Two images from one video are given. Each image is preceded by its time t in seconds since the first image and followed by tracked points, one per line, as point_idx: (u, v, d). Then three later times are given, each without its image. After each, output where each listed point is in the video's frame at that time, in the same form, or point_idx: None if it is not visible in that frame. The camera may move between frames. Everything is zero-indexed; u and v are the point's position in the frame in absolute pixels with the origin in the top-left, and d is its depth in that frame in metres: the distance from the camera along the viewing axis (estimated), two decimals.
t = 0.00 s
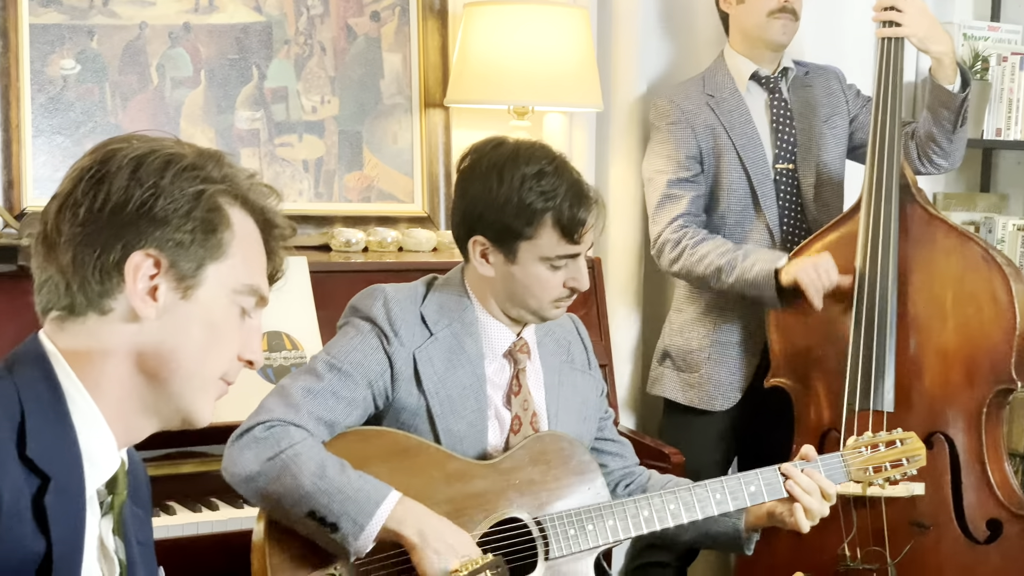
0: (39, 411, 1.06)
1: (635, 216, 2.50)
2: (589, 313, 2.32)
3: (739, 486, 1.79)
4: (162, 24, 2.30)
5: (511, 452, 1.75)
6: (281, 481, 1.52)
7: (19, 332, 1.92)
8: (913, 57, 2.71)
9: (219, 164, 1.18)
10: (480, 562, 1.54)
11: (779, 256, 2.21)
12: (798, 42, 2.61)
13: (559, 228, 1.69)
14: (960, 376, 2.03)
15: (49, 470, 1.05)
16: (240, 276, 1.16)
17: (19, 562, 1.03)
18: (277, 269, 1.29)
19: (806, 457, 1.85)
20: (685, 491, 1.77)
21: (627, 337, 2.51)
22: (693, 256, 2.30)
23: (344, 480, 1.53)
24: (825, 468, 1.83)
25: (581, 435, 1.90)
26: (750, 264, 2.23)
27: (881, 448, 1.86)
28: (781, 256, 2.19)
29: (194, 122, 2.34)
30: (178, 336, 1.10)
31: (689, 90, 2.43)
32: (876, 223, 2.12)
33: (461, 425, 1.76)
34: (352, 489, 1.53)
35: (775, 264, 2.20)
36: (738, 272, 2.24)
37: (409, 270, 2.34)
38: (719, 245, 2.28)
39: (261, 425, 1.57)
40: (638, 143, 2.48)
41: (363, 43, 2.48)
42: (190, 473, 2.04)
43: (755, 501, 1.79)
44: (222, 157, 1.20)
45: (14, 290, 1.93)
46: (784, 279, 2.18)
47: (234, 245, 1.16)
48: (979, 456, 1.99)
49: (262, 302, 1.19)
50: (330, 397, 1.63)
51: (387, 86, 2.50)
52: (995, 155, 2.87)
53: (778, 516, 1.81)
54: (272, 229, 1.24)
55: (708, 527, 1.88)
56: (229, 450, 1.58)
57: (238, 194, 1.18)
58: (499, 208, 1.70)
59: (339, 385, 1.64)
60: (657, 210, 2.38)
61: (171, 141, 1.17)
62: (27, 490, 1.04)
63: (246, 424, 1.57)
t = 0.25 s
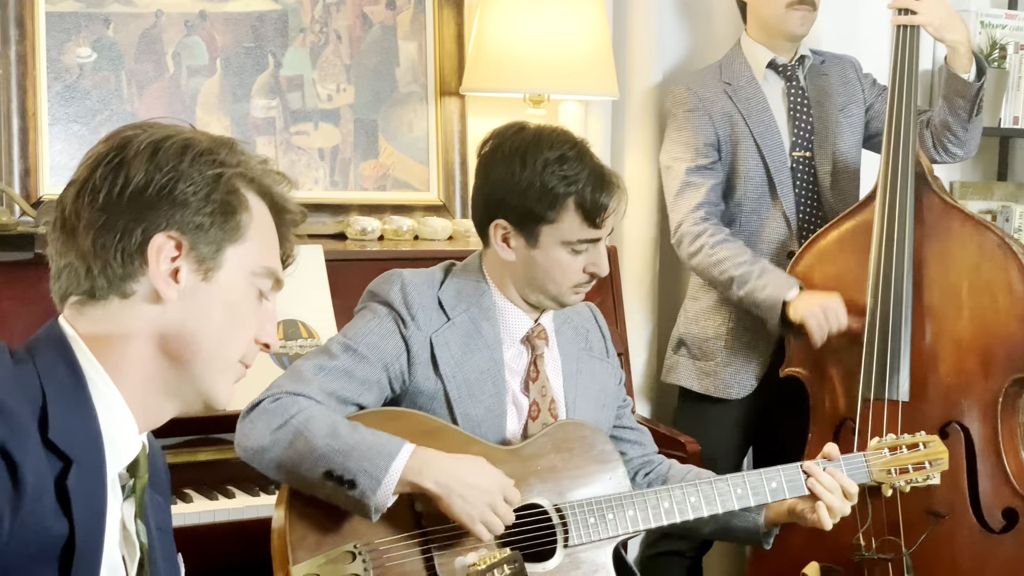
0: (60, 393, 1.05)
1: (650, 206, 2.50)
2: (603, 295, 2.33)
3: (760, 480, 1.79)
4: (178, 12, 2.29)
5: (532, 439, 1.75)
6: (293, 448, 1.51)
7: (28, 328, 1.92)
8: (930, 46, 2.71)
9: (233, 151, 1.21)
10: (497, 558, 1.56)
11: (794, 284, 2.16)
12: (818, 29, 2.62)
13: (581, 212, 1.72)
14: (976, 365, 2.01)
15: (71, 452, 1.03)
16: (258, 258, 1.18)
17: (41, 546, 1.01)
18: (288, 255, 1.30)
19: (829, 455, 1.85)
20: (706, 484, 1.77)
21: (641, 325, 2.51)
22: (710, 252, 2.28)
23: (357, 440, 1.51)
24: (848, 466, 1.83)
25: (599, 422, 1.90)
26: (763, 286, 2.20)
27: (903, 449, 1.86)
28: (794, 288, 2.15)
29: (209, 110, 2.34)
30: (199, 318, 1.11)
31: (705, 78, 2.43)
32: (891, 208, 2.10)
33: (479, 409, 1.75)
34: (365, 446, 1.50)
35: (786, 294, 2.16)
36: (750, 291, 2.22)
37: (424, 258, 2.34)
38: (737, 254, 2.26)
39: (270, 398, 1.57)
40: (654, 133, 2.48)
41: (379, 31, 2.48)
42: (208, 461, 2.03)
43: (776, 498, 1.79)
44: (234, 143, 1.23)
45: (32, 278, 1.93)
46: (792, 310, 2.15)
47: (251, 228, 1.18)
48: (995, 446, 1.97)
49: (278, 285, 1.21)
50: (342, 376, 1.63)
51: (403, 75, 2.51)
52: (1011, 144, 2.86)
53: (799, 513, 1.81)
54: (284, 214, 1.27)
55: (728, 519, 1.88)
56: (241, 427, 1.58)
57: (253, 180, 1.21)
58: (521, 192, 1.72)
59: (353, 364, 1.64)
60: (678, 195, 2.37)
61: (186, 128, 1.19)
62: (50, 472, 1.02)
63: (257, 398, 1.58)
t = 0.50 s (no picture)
0: (57, 383, 1.02)
1: (665, 195, 2.50)
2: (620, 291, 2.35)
3: (775, 469, 1.78)
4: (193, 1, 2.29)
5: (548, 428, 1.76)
6: (308, 453, 1.53)
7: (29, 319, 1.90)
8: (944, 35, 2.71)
9: (216, 122, 1.18)
10: (509, 525, 1.46)
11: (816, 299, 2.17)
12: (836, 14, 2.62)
13: (600, 198, 1.72)
14: (990, 356, 2.00)
15: (71, 441, 1.01)
16: (248, 234, 1.17)
17: (43, 539, 0.99)
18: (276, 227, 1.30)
19: (844, 443, 1.84)
20: (721, 472, 1.76)
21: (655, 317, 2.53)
22: (739, 245, 2.29)
23: (370, 455, 1.53)
24: (862, 453, 1.83)
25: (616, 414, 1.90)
26: (783, 292, 2.22)
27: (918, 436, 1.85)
28: (814, 303, 2.16)
29: (224, 99, 2.33)
30: (195, 300, 1.10)
31: (723, 66, 2.42)
32: (906, 196, 2.07)
33: (496, 401, 1.76)
34: (377, 464, 1.52)
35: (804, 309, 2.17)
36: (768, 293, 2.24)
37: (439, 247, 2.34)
38: (764, 250, 2.26)
39: (291, 394, 1.56)
40: (670, 119, 2.48)
41: (393, 20, 2.49)
42: (221, 450, 2.04)
43: (792, 485, 1.79)
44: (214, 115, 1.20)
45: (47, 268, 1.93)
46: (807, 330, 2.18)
47: (240, 204, 1.17)
48: (1010, 436, 1.96)
49: (268, 260, 1.20)
50: (361, 370, 1.63)
51: (418, 63, 2.51)
52: None
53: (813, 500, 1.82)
54: (270, 185, 1.25)
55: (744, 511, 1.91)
56: (259, 416, 1.59)
57: (240, 155, 1.19)
58: (540, 180, 1.72)
59: (372, 359, 1.64)
60: (706, 177, 2.36)
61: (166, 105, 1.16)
62: (49, 462, 1.00)
63: (277, 393, 1.57)
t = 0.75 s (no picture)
0: (43, 382, 1.07)
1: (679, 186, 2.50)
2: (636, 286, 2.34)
3: (789, 457, 1.77)
4: None
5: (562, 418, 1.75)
6: (328, 443, 1.53)
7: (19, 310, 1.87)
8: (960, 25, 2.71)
9: (198, 102, 1.17)
10: (519, 494, 1.42)
11: (847, 250, 2.12)
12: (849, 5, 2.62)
13: (617, 210, 1.68)
14: (1005, 346, 1.99)
15: (58, 439, 1.05)
16: (235, 218, 1.17)
17: (34, 538, 1.03)
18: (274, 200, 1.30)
19: (856, 427, 1.83)
20: (735, 459, 1.75)
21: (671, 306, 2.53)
22: (758, 224, 2.26)
23: (392, 436, 1.54)
24: (874, 439, 1.82)
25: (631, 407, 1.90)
26: (812, 252, 2.15)
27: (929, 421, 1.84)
28: (848, 254, 2.11)
29: (239, 89, 2.33)
30: (181, 292, 1.11)
31: (737, 56, 2.41)
32: (921, 190, 2.06)
33: (509, 398, 1.76)
34: (400, 443, 1.54)
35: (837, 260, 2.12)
36: (798, 257, 2.17)
37: (454, 237, 2.34)
38: (786, 219, 2.22)
39: (307, 387, 1.57)
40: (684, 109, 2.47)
41: (407, 10, 2.50)
42: (238, 439, 2.04)
43: (804, 471, 1.78)
44: (198, 93, 1.19)
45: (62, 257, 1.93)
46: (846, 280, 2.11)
47: (225, 188, 1.17)
48: None
49: (260, 240, 1.21)
50: (376, 364, 1.64)
51: (432, 54, 2.54)
52: None
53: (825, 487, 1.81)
54: (261, 160, 1.25)
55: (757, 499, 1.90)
56: (275, 412, 1.59)
57: (223, 133, 1.18)
58: (557, 187, 1.70)
59: (387, 353, 1.64)
60: (720, 165, 2.36)
61: (144, 85, 1.15)
62: (37, 461, 1.04)
63: (292, 386, 1.57)
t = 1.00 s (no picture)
0: (38, 381, 1.08)
1: (692, 174, 2.50)
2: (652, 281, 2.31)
3: (803, 447, 1.76)
4: None
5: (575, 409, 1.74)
6: (340, 442, 1.53)
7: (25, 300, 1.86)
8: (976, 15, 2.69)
9: (193, 94, 1.15)
10: (522, 461, 1.37)
11: (857, 254, 2.12)
12: None
13: (634, 212, 1.67)
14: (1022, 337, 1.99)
15: (55, 439, 1.07)
16: (231, 220, 1.15)
17: (32, 537, 1.04)
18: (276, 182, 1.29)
19: (869, 416, 1.82)
20: (748, 449, 1.75)
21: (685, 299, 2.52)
22: (770, 221, 2.27)
23: (403, 444, 1.53)
24: (888, 428, 1.81)
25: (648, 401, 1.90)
26: (822, 254, 2.16)
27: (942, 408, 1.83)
28: (858, 258, 2.11)
29: (252, 80, 2.32)
30: (175, 297, 1.12)
31: (750, 47, 2.40)
32: (934, 181, 2.04)
33: (525, 392, 1.76)
34: (411, 452, 1.53)
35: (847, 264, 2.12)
36: (807, 259, 2.19)
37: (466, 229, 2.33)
38: (798, 220, 2.23)
39: (323, 382, 1.57)
40: (698, 99, 2.48)
41: (421, 1, 2.51)
42: (251, 430, 2.04)
43: (818, 461, 1.77)
44: (193, 82, 1.16)
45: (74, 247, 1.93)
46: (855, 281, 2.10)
47: (219, 187, 1.15)
48: None
49: (260, 236, 1.19)
50: (393, 359, 1.64)
51: (445, 44, 2.55)
52: None
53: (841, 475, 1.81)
54: (264, 144, 1.23)
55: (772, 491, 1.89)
56: (290, 405, 1.59)
57: (217, 127, 1.16)
58: (576, 185, 1.69)
59: (404, 347, 1.65)
60: (732, 159, 2.36)
61: (134, 78, 1.13)
62: (32, 461, 1.06)
63: (309, 381, 1.58)
